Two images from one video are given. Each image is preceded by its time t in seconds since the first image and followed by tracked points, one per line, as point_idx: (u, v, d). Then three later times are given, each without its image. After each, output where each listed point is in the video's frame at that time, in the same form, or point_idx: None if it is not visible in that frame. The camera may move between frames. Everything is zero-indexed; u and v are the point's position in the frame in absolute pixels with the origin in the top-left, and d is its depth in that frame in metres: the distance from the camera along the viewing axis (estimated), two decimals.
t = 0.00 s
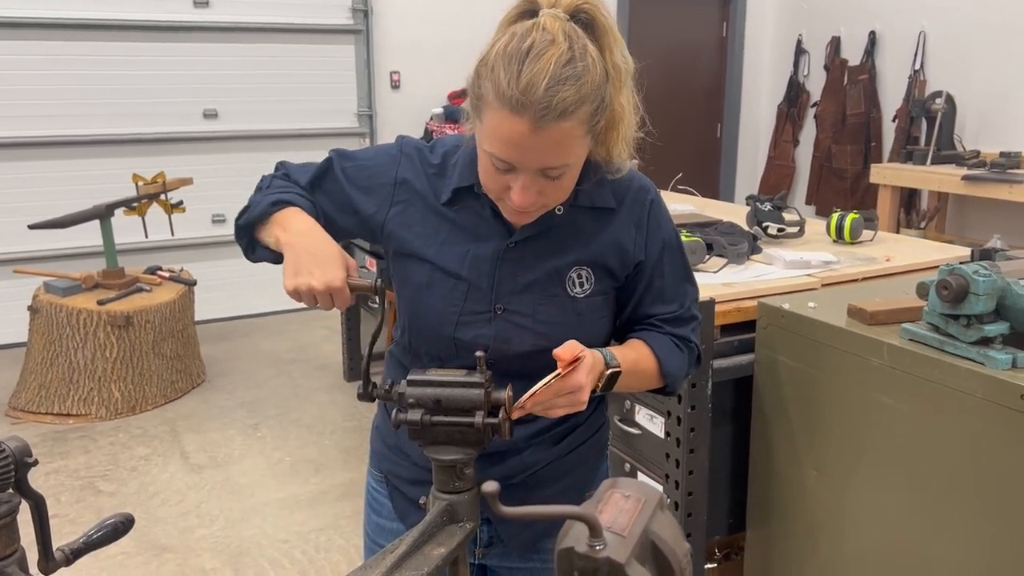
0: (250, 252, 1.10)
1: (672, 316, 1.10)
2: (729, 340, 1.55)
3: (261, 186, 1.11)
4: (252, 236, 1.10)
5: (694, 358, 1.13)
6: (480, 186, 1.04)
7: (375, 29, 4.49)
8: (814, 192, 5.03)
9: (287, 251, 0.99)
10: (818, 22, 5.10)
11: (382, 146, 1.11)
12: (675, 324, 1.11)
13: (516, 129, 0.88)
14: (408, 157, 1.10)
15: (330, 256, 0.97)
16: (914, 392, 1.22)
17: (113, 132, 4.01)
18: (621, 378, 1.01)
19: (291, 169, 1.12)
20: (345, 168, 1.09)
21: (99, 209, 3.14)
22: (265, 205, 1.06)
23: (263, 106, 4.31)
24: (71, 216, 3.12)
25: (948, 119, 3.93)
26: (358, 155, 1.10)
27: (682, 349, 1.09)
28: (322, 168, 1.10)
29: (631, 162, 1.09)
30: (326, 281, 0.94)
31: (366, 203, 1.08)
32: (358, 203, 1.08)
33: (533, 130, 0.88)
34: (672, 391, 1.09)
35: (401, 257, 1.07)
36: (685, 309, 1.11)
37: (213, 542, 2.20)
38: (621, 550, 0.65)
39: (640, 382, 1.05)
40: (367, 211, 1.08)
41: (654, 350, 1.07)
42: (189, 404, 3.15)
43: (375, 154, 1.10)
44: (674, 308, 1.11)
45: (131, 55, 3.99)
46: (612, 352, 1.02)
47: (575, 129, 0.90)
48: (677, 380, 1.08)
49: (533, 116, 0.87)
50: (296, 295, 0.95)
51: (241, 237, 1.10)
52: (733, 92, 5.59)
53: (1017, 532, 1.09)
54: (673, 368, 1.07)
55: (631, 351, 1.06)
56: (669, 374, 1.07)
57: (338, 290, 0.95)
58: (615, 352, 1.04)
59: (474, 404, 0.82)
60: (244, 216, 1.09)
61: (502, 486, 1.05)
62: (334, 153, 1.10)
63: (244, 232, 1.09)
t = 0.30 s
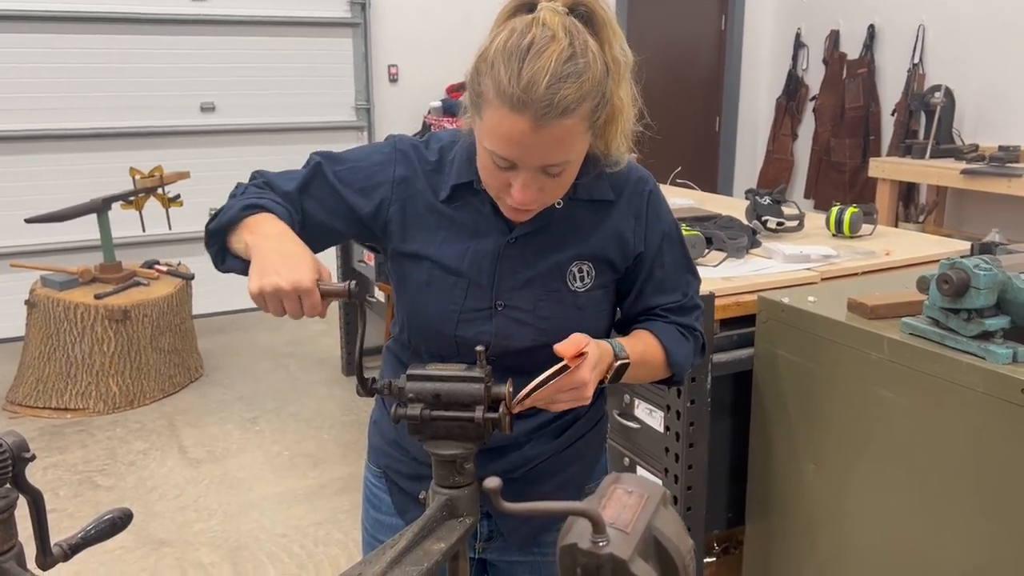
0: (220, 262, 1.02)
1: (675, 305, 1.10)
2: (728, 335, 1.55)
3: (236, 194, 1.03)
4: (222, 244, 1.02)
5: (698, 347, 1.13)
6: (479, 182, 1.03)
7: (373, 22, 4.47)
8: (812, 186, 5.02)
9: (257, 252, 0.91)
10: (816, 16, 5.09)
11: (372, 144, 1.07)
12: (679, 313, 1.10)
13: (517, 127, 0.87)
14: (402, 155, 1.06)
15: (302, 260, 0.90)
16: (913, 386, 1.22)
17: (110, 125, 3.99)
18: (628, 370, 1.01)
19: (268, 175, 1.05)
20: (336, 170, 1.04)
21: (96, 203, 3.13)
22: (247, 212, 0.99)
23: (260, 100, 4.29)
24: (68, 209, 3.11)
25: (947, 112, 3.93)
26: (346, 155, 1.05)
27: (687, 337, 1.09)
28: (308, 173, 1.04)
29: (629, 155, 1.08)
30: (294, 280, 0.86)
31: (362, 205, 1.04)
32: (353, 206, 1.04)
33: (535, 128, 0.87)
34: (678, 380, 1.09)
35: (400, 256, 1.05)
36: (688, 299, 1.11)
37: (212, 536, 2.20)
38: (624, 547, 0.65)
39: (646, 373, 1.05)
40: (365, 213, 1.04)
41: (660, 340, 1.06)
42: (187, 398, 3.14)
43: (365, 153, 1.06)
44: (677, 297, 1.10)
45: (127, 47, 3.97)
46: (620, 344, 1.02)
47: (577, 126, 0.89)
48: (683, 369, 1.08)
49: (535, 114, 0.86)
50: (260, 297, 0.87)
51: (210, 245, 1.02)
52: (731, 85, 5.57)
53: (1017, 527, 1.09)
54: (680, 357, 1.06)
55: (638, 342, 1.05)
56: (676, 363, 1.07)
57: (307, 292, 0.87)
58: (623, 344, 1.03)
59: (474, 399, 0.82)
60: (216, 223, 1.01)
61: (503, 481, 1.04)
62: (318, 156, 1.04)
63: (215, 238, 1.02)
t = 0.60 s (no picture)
0: (213, 259, 0.99)
1: (675, 297, 1.09)
2: (731, 326, 1.54)
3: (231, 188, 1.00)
4: (216, 239, 0.99)
5: (696, 341, 1.12)
6: (482, 169, 1.01)
7: (371, 9, 4.43)
8: (813, 176, 4.99)
9: (252, 246, 0.89)
10: (818, 3, 5.05)
11: (369, 133, 1.04)
12: (679, 306, 1.09)
13: (528, 111, 0.85)
14: (402, 143, 1.04)
15: (298, 255, 0.88)
16: (918, 379, 1.21)
17: (105, 114, 3.96)
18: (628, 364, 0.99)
19: (262, 169, 1.02)
20: (333, 160, 1.02)
21: (92, 191, 3.11)
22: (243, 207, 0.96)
23: (257, 88, 4.26)
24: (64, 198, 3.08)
25: (949, 101, 3.90)
26: (342, 144, 1.03)
27: (686, 331, 1.08)
28: (304, 163, 1.01)
29: (633, 142, 1.07)
30: (289, 273, 0.84)
31: (362, 194, 1.02)
32: (352, 195, 1.01)
33: (546, 112, 0.85)
34: (676, 373, 1.08)
35: (400, 246, 1.03)
36: (688, 291, 1.10)
37: (210, 527, 2.18)
38: (631, 550, 0.63)
39: (646, 365, 1.03)
40: (364, 203, 1.02)
41: (659, 332, 1.05)
42: (185, 388, 3.13)
43: (362, 142, 1.04)
44: (678, 290, 1.09)
45: (123, 34, 3.93)
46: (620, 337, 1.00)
47: (587, 110, 0.87)
48: (682, 361, 1.07)
49: (546, 98, 0.84)
50: (253, 290, 0.84)
51: (203, 241, 0.99)
52: (732, 74, 5.53)
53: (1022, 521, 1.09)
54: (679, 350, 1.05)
55: (638, 335, 1.04)
56: (675, 355, 1.05)
57: (302, 288, 0.84)
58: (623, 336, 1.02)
59: (474, 392, 0.80)
60: (210, 218, 0.98)
61: (504, 474, 1.02)
62: (313, 147, 1.02)
63: (208, 233, 0.98)
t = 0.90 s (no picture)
0: (196, 253, 0.94)
1: (673, 299, 1.05)
2: (738, 316, 1.49)
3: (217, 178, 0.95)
4: (199, 233, 0.94)
5: (694, 345, 1.08)
6: (483, 154, 0.96)
7: None
8: (817, 162, 4.93)
9: (233, 244, 0.84)
10: None
11: (364, 116, 0.99)
12: (677, 307, 1.05)
13: (533, 86, 0.80)
14: (399, 126, 0.99)
15: (280, 253, 0.83)
16: (932, 372, 1.16)
17: (99, 97, 3.89)
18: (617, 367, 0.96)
19: (251, 158, 0.97)
20: (325, 145, 0.96)
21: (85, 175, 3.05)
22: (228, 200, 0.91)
23: (254, 71, 4.19)
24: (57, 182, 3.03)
25: (956, 86, 3.83)
26: (335, 128, 0.98)
27: (683, 335, 1.04)
28: (293, 150, 0.96)
29: (643, 128, 1.02)
30: (271, 272, 0.79)
31: (357, 180, 0.97)
32: (348, 182, 0.97)
33: (553, 88, 0.80)
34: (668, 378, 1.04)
35: (395, 234, 0.98)
36: (688, 292, 1.06)
37: (204, 518, 2.15)
38: None
39: (637, 369, 1.00)
40: (361, 189, 0.97)
41: (652, 336, 1.02)
42: (180, 375, 3.09)
43: (356, 125, 0.98)
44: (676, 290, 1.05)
45: (117, 16, 3.87)
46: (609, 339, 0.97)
47: (597, 87, 0.83)
48: (675, 367, 1.03)
49: (553, 72, 0.79)
50: (233, 292, 0.80)
51: (185, 236, 0.94)
52: (735, 59, 5.46)
53: None
54: (673, 354, 1.01)
55: (628, 338, 1.01)
56: (669, 362, 1.02)
57: (285, 287, 0.79)
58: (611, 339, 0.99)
59: (473, 390, 0.76)
60: (192, 210, 0.93)
61: (501, 474, 0.98)
62: (304, 133, 0.97)
63: (190, 228, 0.94)
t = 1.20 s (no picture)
0: (148, 318, 0.80)
1: (690, 286, 0.97)
2: (747, 307, 1.42)
3: (179, 225, 0.80)
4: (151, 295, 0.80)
5: (713, 335, 1.01)
6: (473, 141, 0.87)
7: None
8: (822, 141, 4.83)
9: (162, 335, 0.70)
10: None
11: (338, 107, 0.89)
12: (694, 296, 0.97)
13: (527, 61, 0.72)
14: (380, 113, 0.89)
15: (219, 336, 0.69)
16: (958, 370, 1.09)
17: (87, 73, 3.79)
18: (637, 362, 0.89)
19: (213, 187, 0.83)
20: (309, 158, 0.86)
21: (72, 153, 2.96)
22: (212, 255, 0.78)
23: (246, 46, 4.08)
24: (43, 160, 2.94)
25: (968, 64, 3.73)
26: (308, 126, 0.87)
27: (703, 324, 0.97)
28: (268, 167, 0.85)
29: (649, 107, 0.94)
30: (207, 369, 0.65)
31: (348, 185, 0.88)
32: (339, 191, 0.88)
33: (550, 63, 0.72)
34: (691, 372, 0.96)
35: (381, 234, 0.90)
36: (706, 279, 0.98)
37: (192, 509, 2.09)
38: None
39: (657, 365, 0.93)
40: (350, 194, 0.88)
41: (671, 328, 0.94)
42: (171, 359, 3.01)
43: (331, 118, 0.88)
44: (694, 278, 0.97)
45: None
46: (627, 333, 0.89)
47: (598, 62, 0.74)
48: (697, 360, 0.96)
49: (550, 45, 0.71)
50: (164, 395, 0.65)
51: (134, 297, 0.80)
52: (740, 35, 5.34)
53: None
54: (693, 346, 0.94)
55: (647, 330, 0.93)
56: (690, 354, 0.95)
57: (226, 385, 0.65)
58: (631, 330, 0.91)
59: (463, 399, 0.68)
60: (136, 271, 0.78)
61: (498, 481, 0.91)
62: (277, 141, 0.86)
63: (139, 290, 0.79)
